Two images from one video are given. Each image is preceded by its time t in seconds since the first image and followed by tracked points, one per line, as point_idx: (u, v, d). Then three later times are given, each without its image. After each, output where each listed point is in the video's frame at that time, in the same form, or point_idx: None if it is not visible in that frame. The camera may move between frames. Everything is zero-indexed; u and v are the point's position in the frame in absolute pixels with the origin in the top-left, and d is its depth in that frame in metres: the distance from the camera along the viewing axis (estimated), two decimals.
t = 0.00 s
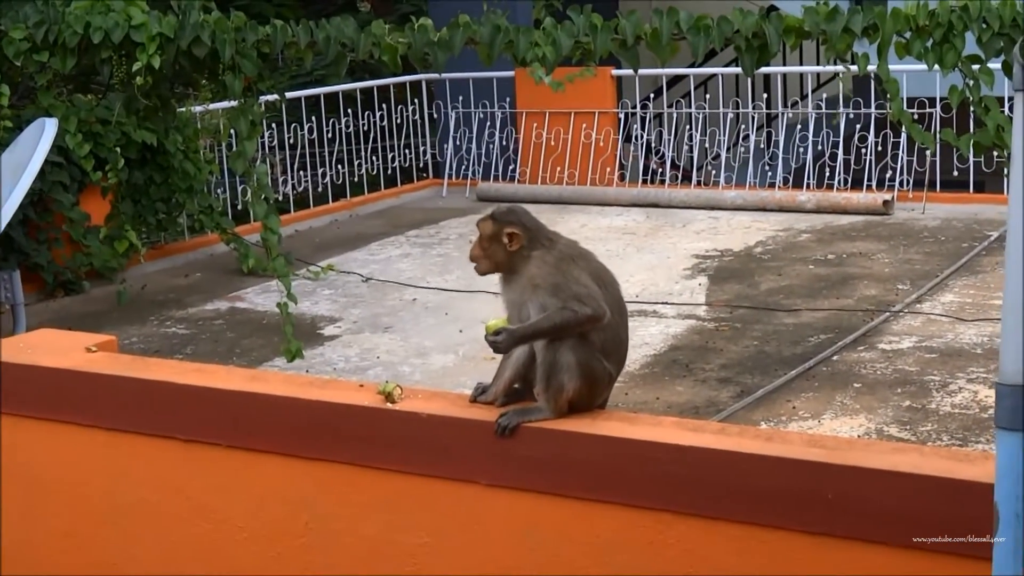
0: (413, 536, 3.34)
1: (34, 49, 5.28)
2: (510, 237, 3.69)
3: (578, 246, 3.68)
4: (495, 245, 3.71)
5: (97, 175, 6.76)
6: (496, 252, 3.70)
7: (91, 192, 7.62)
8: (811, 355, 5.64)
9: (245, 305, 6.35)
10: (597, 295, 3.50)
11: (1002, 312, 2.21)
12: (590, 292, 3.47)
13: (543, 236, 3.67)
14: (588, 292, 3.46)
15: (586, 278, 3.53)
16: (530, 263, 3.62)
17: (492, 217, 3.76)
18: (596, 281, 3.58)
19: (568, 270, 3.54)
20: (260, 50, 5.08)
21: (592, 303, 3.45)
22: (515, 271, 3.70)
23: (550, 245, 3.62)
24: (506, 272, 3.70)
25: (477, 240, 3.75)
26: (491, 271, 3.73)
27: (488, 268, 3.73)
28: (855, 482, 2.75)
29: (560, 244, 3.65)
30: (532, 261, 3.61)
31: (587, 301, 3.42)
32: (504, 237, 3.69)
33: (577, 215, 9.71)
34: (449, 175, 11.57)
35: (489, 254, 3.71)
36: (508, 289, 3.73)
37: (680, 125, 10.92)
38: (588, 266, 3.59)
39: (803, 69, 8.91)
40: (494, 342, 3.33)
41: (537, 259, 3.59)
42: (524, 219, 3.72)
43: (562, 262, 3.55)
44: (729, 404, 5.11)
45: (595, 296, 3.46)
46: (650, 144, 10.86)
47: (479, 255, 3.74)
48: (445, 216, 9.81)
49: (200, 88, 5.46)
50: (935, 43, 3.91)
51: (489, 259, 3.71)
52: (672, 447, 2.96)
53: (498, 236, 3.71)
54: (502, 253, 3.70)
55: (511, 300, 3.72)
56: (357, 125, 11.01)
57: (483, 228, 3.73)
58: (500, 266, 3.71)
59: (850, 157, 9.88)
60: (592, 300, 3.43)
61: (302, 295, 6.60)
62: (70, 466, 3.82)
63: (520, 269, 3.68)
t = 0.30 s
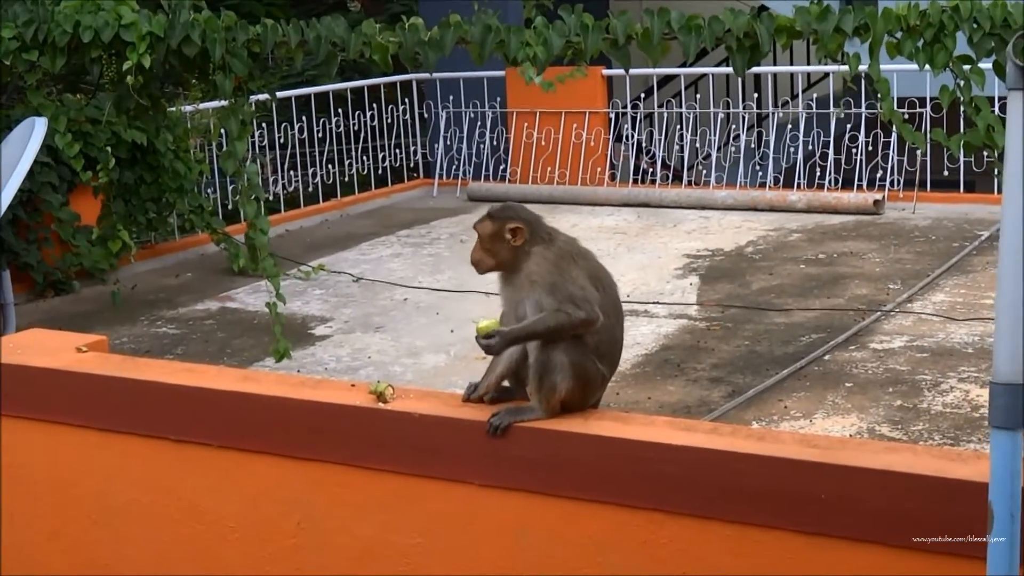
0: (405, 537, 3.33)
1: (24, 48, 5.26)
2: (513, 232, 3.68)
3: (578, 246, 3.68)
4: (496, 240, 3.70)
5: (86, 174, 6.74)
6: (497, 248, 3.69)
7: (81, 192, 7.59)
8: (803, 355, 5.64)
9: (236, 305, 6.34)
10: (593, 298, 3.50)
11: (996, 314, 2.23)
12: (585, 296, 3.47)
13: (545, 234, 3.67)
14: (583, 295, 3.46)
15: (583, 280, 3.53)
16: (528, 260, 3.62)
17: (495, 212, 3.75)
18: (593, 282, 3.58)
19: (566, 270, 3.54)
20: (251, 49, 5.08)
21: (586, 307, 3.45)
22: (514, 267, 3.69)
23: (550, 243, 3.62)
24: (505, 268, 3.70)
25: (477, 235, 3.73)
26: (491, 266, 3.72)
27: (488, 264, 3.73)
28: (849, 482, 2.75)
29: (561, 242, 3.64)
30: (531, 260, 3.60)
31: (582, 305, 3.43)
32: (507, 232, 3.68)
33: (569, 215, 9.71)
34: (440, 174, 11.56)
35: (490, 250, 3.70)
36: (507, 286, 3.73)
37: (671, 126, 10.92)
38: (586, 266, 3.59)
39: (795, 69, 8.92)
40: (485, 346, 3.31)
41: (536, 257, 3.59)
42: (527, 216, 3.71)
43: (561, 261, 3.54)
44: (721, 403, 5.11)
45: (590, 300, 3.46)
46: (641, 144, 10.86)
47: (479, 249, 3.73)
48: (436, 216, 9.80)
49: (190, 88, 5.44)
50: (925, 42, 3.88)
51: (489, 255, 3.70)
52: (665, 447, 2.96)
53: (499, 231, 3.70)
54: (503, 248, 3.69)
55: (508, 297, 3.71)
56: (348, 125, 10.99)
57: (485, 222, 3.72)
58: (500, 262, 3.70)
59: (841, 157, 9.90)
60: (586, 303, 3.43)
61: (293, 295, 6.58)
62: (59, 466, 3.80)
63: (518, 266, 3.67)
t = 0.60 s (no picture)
0: (415, 536, 3.32)
1: (22, 58, 5.33)
2: (517, 231, 3.71)
3: (585, 242, 3.66)
4: (501, 239, 3.75)
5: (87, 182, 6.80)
6: (501, 247, 3.75)
7: (84, 201, 7.59)
8: (810, 344, 5.64)
9: (241, 310, 6.34)
10: (595, 296, 3.48)
11: (1001, 298, 2.23)
12: (587, 295, 3.45)
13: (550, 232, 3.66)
14: (585, 294, 3.44)
15: (586, 278, 3.51)
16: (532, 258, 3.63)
17: (501, 212, 3.77)
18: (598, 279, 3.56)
19: (570, 268, 3.51)
20: (249, 52, 5.07)
21: (585, 307, 3.43)
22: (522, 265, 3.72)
23: (555, 241, 3.61)
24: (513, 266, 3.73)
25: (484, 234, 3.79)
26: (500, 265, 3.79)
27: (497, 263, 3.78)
28: (859, 471, 2.74)
29: (565, 239, 3.63)
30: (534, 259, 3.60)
31: (581, 305, 3.42)
32: (507, 231, 3.73)
33: (571, 212, 9.70)
34: (442, 174, 11.55)
35: (495, 248, 3.76)
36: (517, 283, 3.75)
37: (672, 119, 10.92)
38: (591, 263, 3.56)
39: (795, 59, 8.91)
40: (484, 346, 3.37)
41: (538, 256, 3.58)
42: (531, 214, 3.72)
43: (565, 258, 3.53)
44: (729, 394, 5.11)
45: (590, 299, 3.44)
46: (642, 139, 10.86)
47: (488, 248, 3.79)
48: (439, 216, 9.79)
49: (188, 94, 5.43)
50: (923, 28, 3.86)
51: (496, 254, 3.76)
52: (674, 438, 2.95)
53: (502, 231, 3.75)
54: (505, 246, 3.75)
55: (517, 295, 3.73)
56: (349, 127, 11.00)
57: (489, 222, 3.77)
58: (506, 261, 3.75)
59: (842, 146, 9.90)
60: (585, 304, 3.41)
61: (297, 298, 6.58)
62: (67, 473, 3.79)
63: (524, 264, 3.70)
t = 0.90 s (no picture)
0: (413, 532, 3.32)
1: (19, 54, 5.29)
2: (528, 222, 3.71)
3: (592, 236, 3.66)
4: (513, 233, 3.73)
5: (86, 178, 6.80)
6: (513, 240, 3.74)
7: (83, 197, 7.58)
8: (809, 341, 5.63)
9: (240, 306, 6.33)
10: (596, 291, 3.48)
11: (998, 295, 2.23)
12: (588, 290, 3.46)
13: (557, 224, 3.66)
14: (585, 289, 3.45)
15: (589, 272, 3.51)
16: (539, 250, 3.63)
17: (508, 203, 3.78)
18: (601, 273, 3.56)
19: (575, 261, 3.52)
20: (247, 48, 5.07)
21: (584, 303, 3.45)
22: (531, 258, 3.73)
23: (561, 233, 3.61)
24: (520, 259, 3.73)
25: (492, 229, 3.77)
26: (511, 261, 3.77)
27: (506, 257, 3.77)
28: (857, 468, 2.74)
29: (572, 232, 3.63)
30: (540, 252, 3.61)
31: (580, 302, 3.43)
32: (523, 221, 3.71)
33: (570, 208, 9.69)
34: (441, 171, 11.54)
35: (506, 244, 3.74)
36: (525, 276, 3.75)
37: (671, 116, 10.91)
38: (595, 257, 3.56)
39: (795, 56, 8.89)
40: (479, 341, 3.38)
41: (543, 249, 3.59)
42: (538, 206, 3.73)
43: (571, 252, 3.53)
44: (727, 391, 5.11)
45: (590, 296, 3.45)
46: (641, 135, 10.86)
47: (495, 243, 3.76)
48: (439, 212, 9.78)
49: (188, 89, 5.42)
50: (923, 24, 3.90)
51: (504, 248, 3.75)
52: (672, 435, 2.95)
53: (514, 225, 3.72)
54: (522, 240, 3.73)
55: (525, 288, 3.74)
56: (348, 124, 10.99)
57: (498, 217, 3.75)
58: (518, 255, 3.74)
59: (842, 142, 9.89)
60: (583, 300, 3.42)
61: (297, 294, 6.58)
62: (65, 470, 3.79)
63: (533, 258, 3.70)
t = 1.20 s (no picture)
0: (413, 529, 3.32)
1: (21, 49, 5.32)
2: (545, 222, 3.65)
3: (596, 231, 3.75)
4: (535, 235, 3.65)
5: (87, 173, 6.79)
6: (531, 243, 3.65)
7: (84, 191, 7.58)
8: (810, 339, 5.64)
9: (241, 301, 6.33)
10: (607, 286, 3.59)
11: (999, 295, 2.22)
12: (601, 284, 3.56)
13: (565, 218, 3.71)
14: (599, 284, 3.55)
15: (601, 266, 3.61)
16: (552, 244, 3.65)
17: (519, 199, 3.73)
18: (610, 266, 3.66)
19: (588, 256, 3.60)
20: (249, 44, 5.06)
21: (596, 298, 3.54)
22: (542, 258, 3.69)
23: (572, 226, 3.67)
24: (532, 260, 3.68)
25: (506, 232, 3.67)
26: (526, 265, 3.69)
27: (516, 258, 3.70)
28: (859, 468, 2.74)
29: (581, 227, 3.69)
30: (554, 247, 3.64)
31: (593, 297, 3.52)
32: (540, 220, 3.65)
33: (571, 204, 9.69)
34: (442, 166, 11.54)
35: (526, 247, 3.66)
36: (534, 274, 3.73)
37: (673, 113, 10.90)
38: (604, 251, 3.66)
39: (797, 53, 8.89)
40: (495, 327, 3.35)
41: (556, 243, 3.64)
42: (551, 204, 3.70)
43: (584, 247, 3.60)
44: (727, 389, 5.12)
45: (602, 291, 3.55)
46: (643, 132, 10.86)
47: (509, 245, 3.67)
48: (440, 207, 9.78)
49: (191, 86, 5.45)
50: (926, 22, 3.90)
51: (519, 250, 3.67)
52: (674, 434, 2.95)
53: (533, 226, 3.65)
54: (544, 241, 3.65)
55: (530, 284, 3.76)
56: (350, 119, 10.99)
57: (517, 220, 3.65)
58: (533, 255, 3.67)
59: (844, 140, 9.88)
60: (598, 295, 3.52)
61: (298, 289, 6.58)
62: (66, 465, 3.79)
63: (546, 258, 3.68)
